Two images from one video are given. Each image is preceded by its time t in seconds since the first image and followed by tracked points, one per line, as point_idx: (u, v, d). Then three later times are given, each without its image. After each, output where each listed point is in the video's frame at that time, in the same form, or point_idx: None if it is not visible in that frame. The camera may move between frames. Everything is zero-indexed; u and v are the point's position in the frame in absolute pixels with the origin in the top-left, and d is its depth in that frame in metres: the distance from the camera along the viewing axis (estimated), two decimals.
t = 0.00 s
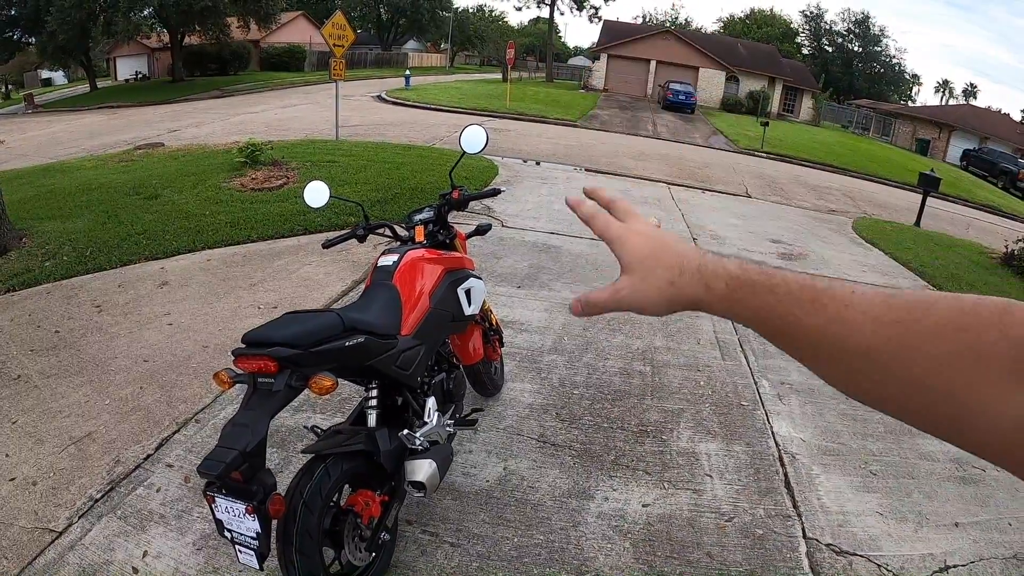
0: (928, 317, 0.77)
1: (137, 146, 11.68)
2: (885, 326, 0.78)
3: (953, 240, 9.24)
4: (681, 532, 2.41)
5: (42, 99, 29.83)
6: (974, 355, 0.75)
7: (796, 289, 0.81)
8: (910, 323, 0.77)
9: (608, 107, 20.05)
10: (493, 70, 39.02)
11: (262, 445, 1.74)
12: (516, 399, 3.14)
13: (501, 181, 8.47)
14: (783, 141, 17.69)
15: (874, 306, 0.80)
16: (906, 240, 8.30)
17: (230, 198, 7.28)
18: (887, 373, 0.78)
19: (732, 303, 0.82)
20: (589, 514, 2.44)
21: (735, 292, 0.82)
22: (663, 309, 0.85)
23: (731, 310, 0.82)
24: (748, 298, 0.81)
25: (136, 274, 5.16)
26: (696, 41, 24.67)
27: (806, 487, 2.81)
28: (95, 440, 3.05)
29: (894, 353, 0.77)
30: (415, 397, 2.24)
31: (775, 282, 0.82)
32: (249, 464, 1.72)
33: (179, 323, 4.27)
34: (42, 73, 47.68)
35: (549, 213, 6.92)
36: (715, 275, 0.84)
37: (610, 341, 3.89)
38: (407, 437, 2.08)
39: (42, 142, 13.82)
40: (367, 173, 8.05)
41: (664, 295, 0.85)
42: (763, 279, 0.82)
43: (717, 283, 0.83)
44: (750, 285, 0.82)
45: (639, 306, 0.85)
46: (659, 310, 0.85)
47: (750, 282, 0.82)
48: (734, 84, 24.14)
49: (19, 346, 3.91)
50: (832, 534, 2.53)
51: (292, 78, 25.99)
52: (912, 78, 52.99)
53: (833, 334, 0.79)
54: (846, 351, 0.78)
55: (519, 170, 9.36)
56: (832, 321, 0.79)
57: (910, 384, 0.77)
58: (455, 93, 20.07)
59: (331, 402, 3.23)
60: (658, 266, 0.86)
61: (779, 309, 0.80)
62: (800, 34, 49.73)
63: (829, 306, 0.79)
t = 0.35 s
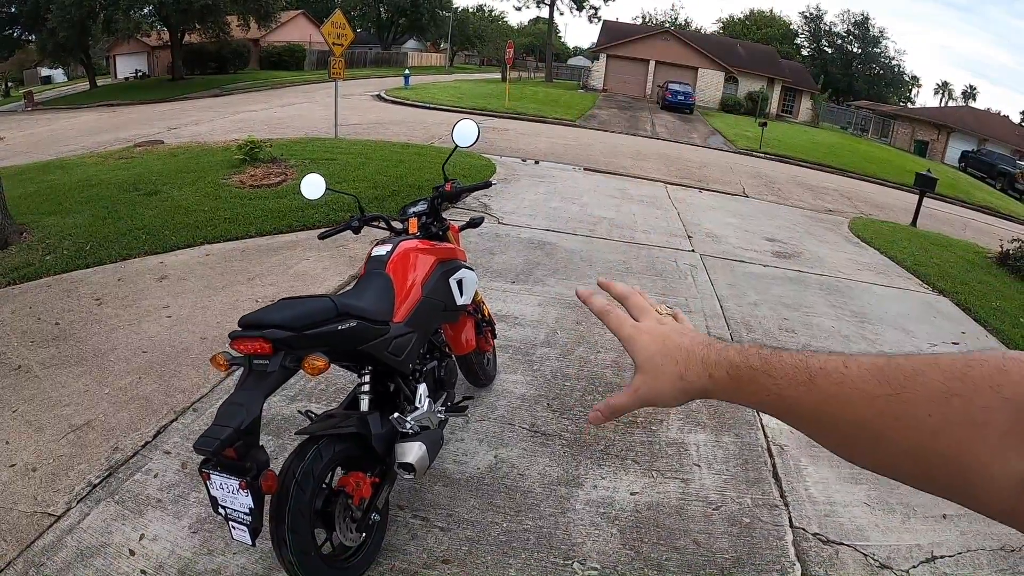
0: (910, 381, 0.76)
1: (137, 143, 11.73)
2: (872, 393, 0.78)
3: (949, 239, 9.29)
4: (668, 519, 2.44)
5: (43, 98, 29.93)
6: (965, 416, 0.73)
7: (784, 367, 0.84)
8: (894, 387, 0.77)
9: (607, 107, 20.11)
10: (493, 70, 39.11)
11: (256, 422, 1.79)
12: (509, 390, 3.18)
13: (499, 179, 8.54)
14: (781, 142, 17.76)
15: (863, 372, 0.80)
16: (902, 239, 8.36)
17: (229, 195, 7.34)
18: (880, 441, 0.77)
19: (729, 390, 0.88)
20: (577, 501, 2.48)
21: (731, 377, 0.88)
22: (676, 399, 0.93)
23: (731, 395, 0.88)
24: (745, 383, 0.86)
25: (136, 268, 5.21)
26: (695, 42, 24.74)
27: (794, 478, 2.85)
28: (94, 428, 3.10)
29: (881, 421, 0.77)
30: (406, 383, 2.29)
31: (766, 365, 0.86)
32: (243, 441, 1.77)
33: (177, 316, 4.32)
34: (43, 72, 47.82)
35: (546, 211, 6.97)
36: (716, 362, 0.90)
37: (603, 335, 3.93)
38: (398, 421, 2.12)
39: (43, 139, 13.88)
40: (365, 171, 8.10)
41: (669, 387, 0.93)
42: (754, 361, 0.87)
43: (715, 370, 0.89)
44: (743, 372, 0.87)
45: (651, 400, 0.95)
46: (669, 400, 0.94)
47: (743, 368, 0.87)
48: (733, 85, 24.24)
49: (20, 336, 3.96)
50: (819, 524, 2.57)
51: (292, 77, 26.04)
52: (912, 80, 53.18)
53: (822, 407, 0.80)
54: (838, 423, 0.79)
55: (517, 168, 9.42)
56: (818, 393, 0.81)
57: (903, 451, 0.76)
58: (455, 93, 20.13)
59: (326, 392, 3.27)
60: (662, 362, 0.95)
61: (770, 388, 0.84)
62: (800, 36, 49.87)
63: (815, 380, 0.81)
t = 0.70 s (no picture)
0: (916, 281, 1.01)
1: (134, 140, 11.76)
2: (885, 282, 1.00)
3: (943, 240, 9.33)
4: (642, 512, 2.47)
5: (41, 93, 29.93)
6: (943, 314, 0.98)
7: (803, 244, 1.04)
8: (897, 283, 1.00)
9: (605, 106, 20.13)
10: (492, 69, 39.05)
11: (229, 408, 1.83)
12: (490, 383, 3.22)
13: (493, 177, 8.56)
14: (778, 142, 17.79)
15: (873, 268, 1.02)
16: (895, 239, 8.39)
17: (223, 191, 7.36)
18: (876, 318, 1.00)
19: (738, 248, 1.04)
20: (552, 493, 2.51)
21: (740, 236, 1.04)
22: (666, 243, 1.08)
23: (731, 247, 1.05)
24: (753, 243, 1.04)
25: (129, 263, 5.24)
26: (693, 42, 24.74)
27: (771, 473, 2.88)
28: (84, 417, 3.13)
29: (888, 303, 0.99)
30: (382, 374, 2.32)
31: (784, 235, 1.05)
32: (217, 425, 1.81)
33: (169, 309, 4.35)
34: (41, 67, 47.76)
35: (539, 209, 7.00)
36: (719, 220, 1.06)
37: (588, 331, 3.97)
38: (371, 410, 2.16)
39: (41, 135, 13.89)
40: (359, 168, 8.13)
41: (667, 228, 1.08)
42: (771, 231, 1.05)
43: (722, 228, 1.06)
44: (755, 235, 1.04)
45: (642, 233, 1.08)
46: (659, 239, 1.08)
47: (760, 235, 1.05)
48: (732, 85, 24.28)
49: (13, 328, 3.99)
50: (795, 520, 2.58)
51: (291, 74, 26.03)
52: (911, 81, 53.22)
53: (837, 286, 1.01)
54: (844, 298, 1.01)
55: (512, 167, 9.45)
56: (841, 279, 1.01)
57: (893, 326, 0.99)
58: (453, 91, 20.15)
59: (312, 385, 3.31)
60: (661, 204, 1.08)
61: (784, 260, 1.02)
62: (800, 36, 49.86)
63: (835, 263, 1.02)
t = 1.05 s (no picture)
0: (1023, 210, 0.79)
1: (126, 138, 11.73)
2: (980, 201, 0.78)
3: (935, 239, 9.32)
4: (605, 511, 2.46)
5: (38, 91, 29.86)
6: None
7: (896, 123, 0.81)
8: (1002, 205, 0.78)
9: (601, 105, 20.11)
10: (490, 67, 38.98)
11: (179, 399, 1.81)
12: (460, 380, 3.21)
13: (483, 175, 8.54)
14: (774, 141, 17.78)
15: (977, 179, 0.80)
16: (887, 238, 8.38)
17: (211, 188, 7.35)
18: (963, 237, 0.78)
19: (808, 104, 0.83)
20: (514, 491, 2.50)
21: (822, 92, 0.82)
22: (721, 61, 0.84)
23: (805, 104, 0.83)
24: (834, 107, 0.81)
25: (115, 260, 5.22)
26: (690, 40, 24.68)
27: (743, 475, 2.84)
28: (61, 411, 3.11)
29: (978, 226, 0.77)
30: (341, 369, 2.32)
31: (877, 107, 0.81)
32: (166, 416, 1.80)
33: (151, 305, 4.34)
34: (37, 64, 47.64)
35: (527, 206, 6.99)
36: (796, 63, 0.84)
37: (565, 329, 3.95)
38: (327, 404, 2.16)
39: (36, 132, 13.87)
40: (348, 166, 8.11)
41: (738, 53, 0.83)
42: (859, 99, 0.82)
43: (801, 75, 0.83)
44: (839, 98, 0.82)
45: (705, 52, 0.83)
46: (717, 60, 0.83)
47: (847, 99, 0.81)
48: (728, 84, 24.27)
49: None
50: (765, 522, 2.53)
51: (287, 73, 25.97)
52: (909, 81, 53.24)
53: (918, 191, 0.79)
54: (925, 206, 0.79)
55: (503, 164, 9.43)
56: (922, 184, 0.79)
57: (978, 257, 0.77)
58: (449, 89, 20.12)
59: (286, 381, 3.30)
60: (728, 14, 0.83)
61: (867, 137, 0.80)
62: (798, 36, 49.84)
63: (933, 162, 0.79)
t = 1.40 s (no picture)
0: None
1: (125, 135, 11.76)
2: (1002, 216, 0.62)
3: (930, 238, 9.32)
4: (582, 506, 2.49)
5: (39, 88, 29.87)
6: None
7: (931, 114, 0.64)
8: None
9: (600, 103, 20.13)
10: (490, 65, 38.96)
11: (160, 388, 1.85)
12: (444, 375, 3.25)
13: (478, 172, 8.57)
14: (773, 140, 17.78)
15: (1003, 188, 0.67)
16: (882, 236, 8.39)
17: (207, 185, 7.37)
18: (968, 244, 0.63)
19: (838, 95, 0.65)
20: (492, 484, 2.54)
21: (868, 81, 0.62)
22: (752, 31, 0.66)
23: (844, 95, 0.63)
24: (874, 102, 0.62)
25: (110, 256, 5.26)
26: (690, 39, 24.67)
27: (723, 470, 2.85)
28: (54, 403, 3.15)
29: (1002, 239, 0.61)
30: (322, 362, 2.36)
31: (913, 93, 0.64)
32: (148, 404, 1.83)
33: (144, 301, 4.37)
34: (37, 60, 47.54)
35: (520, 204, 7.01)
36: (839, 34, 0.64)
37: (552, 326, 3.98)
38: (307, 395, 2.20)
39: (35, 130, 13.90)
40: (343, 163, 8.14)
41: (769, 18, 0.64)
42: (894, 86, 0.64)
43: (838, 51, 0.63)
44: (884, 87, 0.62)
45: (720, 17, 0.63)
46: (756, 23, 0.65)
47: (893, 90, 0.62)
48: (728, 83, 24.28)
49: None
50: (743, 518, 2.55)
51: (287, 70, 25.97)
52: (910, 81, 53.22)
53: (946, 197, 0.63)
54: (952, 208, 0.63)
55: (499, 162, 9.45)
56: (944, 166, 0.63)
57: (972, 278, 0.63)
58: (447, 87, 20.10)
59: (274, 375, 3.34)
60: None
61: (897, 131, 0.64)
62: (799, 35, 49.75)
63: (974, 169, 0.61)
